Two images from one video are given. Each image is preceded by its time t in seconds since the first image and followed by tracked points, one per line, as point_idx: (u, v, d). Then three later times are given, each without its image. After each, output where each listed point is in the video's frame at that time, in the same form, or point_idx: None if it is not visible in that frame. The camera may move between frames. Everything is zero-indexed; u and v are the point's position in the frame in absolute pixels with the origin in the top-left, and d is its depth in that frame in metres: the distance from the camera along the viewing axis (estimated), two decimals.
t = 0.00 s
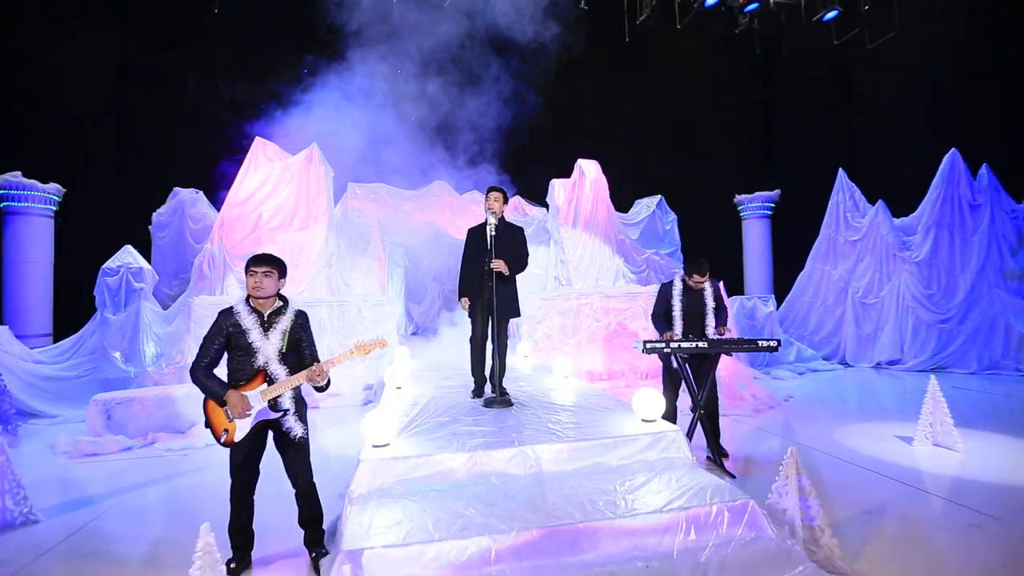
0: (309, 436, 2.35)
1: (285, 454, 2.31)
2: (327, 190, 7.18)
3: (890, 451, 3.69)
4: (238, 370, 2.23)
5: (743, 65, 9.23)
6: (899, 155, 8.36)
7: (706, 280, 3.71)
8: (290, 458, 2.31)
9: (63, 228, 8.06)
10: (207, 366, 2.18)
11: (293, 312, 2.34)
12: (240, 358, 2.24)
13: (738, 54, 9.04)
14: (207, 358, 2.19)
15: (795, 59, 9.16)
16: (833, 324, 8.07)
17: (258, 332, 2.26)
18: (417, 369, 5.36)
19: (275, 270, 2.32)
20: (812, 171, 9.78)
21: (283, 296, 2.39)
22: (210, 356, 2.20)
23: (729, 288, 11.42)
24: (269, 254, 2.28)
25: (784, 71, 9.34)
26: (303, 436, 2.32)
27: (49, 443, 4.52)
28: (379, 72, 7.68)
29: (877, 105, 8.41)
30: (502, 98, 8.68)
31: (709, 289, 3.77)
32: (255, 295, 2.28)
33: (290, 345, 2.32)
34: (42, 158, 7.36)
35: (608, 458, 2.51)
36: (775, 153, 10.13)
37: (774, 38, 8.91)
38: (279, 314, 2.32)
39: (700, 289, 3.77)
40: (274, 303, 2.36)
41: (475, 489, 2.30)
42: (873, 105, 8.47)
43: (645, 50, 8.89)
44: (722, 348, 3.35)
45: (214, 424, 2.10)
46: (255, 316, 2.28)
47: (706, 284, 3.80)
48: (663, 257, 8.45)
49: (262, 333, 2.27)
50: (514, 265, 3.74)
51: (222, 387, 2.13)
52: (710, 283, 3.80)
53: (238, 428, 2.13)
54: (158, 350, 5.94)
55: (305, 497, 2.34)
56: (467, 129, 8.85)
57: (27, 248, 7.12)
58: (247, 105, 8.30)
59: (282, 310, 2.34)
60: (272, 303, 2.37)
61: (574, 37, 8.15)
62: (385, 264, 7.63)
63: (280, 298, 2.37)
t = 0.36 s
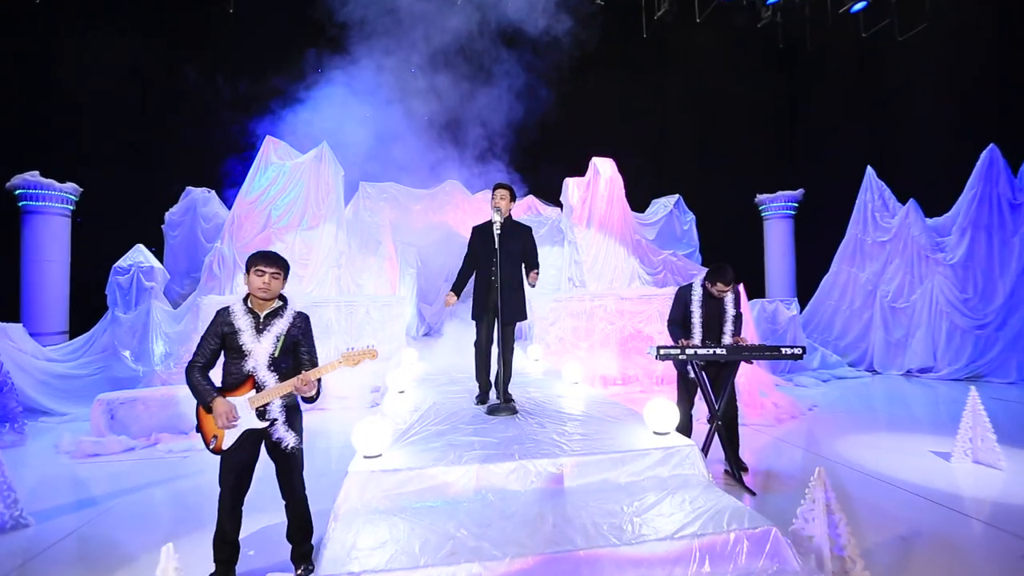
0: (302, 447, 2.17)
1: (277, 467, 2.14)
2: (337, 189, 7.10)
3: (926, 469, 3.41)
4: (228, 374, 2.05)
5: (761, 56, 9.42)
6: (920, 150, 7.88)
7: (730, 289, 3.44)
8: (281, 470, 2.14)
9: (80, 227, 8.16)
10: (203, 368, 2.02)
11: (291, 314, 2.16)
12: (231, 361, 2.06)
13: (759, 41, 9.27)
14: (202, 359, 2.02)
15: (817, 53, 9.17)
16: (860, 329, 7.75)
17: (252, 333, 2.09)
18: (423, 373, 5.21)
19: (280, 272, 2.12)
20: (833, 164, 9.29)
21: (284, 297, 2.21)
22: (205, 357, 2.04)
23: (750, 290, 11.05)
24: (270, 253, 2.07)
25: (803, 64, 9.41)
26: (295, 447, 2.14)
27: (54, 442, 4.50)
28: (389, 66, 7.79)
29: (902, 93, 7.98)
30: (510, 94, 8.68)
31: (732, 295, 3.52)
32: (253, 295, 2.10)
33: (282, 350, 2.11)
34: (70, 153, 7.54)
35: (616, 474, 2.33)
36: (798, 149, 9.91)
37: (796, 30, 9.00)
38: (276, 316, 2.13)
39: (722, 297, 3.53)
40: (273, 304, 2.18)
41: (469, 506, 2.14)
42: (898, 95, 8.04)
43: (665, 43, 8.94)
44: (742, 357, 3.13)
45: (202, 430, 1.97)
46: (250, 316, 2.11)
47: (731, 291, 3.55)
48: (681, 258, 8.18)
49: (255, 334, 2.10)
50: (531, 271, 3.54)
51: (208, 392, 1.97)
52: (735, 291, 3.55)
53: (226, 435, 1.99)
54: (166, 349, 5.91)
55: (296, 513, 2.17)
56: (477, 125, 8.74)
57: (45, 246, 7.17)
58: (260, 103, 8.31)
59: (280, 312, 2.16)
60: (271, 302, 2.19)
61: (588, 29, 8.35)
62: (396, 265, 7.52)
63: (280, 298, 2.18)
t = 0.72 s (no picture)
0: (287, 457, 1.97)
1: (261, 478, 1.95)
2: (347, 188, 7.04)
3: (962, 490, 3.16)
4: (213, 376, 1.87)
5: (782, 55, 8.93)
6: (958, 147, 7.42)
7: (746, 288, 3.27)
8: (265, 482, 1.95)
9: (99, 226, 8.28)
10: (192, 368, 1.86)
11: (285, 315, 1.97)
12: (218, 362, 1.89)
13: (778, 40, 8.73)
14: (191, 358, 1.87)
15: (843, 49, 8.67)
16: (887, 335, 7.40)
17: (241, 333, 1.90)
18: (429, 375, 5.09)
19: (277, 271, 1.94)
20: (860, 164, 8.92)
21: (281, 297, 2.03)
22: (195, 356, 1.88)
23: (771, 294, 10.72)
24: (267, 250, 1.90)
25: (829, 62, 8.90)
26: (278, 457, 1.94)
27: (58, 440, 4.50)
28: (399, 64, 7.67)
29: (932, 91, 7.64)
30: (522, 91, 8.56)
31: (748, 297, 3.33)
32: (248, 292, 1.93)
33: (272, 351, 1.92)
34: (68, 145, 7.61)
35: (621, 490, 2.17)
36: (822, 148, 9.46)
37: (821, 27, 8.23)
38: (268, 316, 1.95)
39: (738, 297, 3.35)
40: (269, 304, 1.99)
41: (460, 522, 2.00)
42: (929, 91, 7.70)
43: (679, 40, 8.60)
44: (761, 364, 2.93)
45: (183, 434, 1.81)
46: (241, 315, 1.93)
47: (746, 290, 3.36)
48: (697, 259, 7.94)
49: (245, 334, 1.91)
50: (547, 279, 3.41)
51: (190, 392, 1.81)
52: (750, 290, 3.36)
53: (206, 440, 1.81)
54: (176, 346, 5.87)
55: (278, 529, 2.04)
56: (489, 123, 8.59)
57: (61, 244, 7.28)
58: (270, 100, 8.28)
59: (273, 313, 1.97)
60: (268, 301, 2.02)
61: (600, 27, 8.15)
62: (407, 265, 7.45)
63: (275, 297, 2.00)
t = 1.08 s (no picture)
0: (267, 465, 1.87)
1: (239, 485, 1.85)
2: (357, 188, 7.00)
3: (1003, 513, 2.91)
4: (194, 379, 1.78)
5: (811, 51, 8.18)
6: (998, 142, 6.99)
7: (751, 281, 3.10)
8: (243, 490, 1.85)
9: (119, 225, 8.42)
10: (172, 370, 1.75)
11: (271, 318, 1.86)
12: (199, 364, 1.79)
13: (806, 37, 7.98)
14: (172, 359, 1.76)
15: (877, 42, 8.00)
16: (917, 341, 7.01)
17: (224, 335, 1.80)
18: (434, 378, 4.98)
19: (267, 273, 1.85)
20: (892, 163, 8.55)
21: (268, 299, 1.93)
22: (176, 358, 1.77)
23: (792, 296, 10.38)
24: (254, 250, 1.79)
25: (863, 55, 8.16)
26: (257, 465, 1.84)
27: (67, 439, 4.52)
28: (405, 61, 7.49)
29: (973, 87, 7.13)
30: (533, 87, 8.38)
31: (757, 294, 3.21)
32: (236, 292, 1.84)
33: (255, 354, 1.82)
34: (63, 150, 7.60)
35: (622, 509, 2.02)
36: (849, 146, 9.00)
37: (848, 20, 7.56)
38: (254, 318, 1.84)
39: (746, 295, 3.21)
40: (256, 305, 1.90)
41: (448, 540, 1.86)
42: (968, 87, 7.21)
43: (700, 36, 8.02)
44: (780, 373, 2.74)
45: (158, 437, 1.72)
46: (226, 316, 1.84)
47: (753, 286, 3.25)
48: (715, 260, 7.67)
49: (228, 336, 1.81)
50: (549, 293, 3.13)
51: (167, 395, 1.72)
52: (756, 285, 3.24)
53: (182, 446, 1.72)
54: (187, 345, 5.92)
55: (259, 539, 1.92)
56: (501, 121, 8.46)
57: (79, 242, 7.41)
58: (275, 99, 8.18)
59: (260, 314, 1.86)
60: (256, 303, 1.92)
61: (613, 21, 7.72)
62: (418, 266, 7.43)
63: (263, 299, 1.90)
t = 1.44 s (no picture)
0: (241, 472, 1.80)
1: (214, 494, 1.78)
2: (367, 187, 7.00)
3: None
4: (163, 383, 1.75)
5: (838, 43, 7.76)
6: None
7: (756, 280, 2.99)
8: (219, 499, 1.78)
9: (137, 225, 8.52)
10: (138, 374, 1.73)
11: (245, 319, 1.85)
12: (169, 367, 1.77)
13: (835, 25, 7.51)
14: (139, 363, 1.74)
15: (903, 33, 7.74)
16: (947, 347, 6.68)
17: (194, 337, 1.78)
18: (437, 381, 4.86)
19: (240, 277, 1.84)
20: (901, 161, 8.37)
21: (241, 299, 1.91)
22: (144, 361, 1.76)
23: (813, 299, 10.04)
24: (225, 248, 1.80)
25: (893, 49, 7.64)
26: (231, 471, 1.77)
27: (74, 438, 4.54)
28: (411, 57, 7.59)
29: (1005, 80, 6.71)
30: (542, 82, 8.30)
31: (763, 293, 3.09)
32: (208, 292, 1.82)
33: (228, 356, 1.80)
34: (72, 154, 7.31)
35: (620, 527, 1.89)
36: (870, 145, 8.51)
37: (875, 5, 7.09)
38: (226, 319, 1.82)
39: (752, 296, 3.10)
40: (227, 306, 1.88)
41: (431, 557, 1.75)
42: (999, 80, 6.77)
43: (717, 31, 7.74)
44: (797, 382, 2.57)
45: (126, 446, 1.66)
46: (196, 317, 1.81)
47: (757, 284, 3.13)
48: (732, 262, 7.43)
49: (197, 339, 1.79)
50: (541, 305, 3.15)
51: (134, 400, 1.69)
52: (760, 284, 3.13)
53: (152, 453, 1.66)
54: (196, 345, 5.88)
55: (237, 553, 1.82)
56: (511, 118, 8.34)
57: (97, 242, 7.55)
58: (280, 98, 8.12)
59: (233, 315, 1.85)
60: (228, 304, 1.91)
61: (624, 17, 7.54)
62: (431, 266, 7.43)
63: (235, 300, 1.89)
